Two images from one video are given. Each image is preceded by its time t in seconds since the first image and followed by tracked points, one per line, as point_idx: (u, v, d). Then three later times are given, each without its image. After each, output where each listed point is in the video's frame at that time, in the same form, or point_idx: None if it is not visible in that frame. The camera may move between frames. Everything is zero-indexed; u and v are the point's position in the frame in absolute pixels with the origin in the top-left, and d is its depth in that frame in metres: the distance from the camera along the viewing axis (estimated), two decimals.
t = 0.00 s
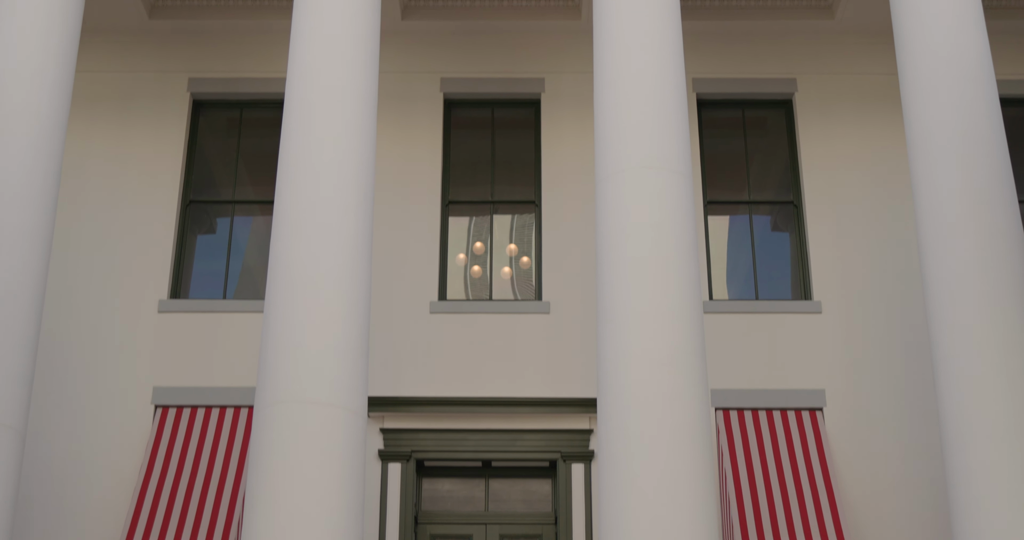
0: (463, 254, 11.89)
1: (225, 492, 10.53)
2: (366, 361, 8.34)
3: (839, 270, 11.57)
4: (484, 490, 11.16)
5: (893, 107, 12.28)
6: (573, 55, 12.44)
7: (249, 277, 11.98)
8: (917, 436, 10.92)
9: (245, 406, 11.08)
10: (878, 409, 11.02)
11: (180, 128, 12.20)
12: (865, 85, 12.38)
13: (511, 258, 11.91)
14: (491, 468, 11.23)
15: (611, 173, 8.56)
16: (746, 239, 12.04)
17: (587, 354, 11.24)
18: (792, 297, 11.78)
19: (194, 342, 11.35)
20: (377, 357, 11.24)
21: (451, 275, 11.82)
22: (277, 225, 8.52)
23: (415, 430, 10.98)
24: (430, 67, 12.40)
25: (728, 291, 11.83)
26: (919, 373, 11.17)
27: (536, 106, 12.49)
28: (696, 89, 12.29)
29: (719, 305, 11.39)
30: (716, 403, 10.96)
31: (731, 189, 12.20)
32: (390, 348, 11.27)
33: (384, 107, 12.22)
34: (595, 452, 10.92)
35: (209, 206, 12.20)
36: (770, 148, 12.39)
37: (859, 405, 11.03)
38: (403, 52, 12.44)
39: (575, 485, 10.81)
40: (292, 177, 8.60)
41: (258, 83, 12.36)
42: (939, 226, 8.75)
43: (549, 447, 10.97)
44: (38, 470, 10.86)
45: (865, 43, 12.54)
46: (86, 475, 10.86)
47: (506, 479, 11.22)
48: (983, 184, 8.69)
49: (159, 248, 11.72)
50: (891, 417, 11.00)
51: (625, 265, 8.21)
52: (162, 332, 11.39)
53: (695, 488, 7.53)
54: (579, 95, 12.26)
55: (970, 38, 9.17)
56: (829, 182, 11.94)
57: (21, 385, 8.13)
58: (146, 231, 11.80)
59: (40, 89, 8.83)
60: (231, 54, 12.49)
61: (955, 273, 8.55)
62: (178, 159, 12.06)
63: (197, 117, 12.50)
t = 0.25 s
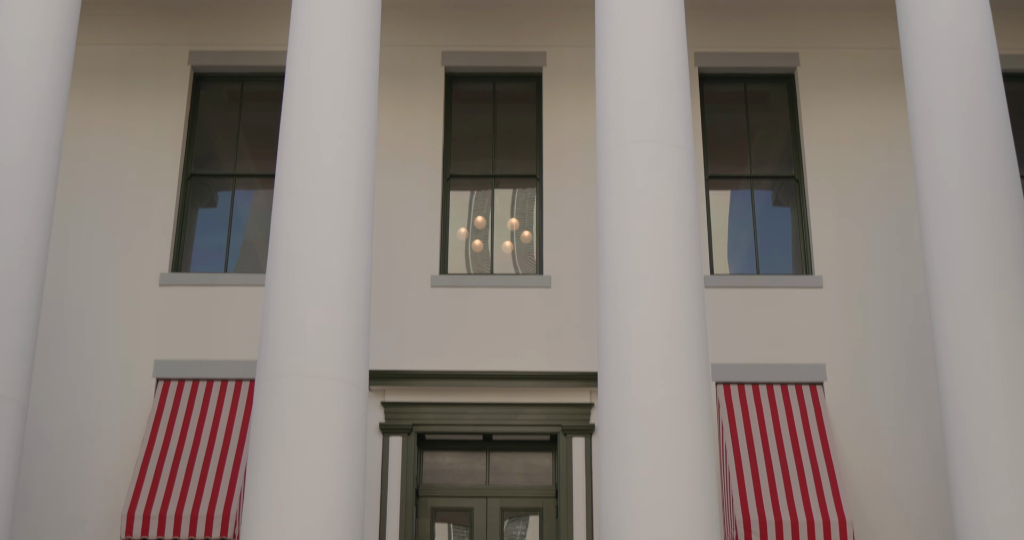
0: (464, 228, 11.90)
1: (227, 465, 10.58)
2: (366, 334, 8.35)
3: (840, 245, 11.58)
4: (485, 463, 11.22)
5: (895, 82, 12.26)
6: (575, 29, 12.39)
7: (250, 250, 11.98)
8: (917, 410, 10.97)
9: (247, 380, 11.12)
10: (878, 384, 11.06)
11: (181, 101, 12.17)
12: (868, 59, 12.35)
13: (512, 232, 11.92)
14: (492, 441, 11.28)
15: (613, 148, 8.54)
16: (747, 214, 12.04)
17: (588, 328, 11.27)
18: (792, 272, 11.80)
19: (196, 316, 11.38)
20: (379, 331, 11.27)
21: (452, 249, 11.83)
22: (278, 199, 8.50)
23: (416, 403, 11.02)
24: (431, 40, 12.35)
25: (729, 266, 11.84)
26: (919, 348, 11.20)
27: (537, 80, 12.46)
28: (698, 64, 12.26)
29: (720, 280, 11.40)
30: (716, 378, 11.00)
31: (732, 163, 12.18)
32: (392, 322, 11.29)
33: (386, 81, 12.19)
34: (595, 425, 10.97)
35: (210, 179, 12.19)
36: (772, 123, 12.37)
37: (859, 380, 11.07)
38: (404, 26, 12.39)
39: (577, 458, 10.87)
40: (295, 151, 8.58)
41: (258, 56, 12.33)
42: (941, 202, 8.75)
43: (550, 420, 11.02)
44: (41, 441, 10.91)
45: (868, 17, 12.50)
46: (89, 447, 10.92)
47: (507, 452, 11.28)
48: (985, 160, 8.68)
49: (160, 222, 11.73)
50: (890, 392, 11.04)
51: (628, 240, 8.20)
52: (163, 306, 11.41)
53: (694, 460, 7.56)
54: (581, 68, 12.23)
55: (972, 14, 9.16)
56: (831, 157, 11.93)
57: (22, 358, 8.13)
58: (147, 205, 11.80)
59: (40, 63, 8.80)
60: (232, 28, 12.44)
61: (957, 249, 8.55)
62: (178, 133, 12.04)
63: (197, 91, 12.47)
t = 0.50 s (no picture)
0: (466, 202, 11.89)
1: (229, 438, 10.63)
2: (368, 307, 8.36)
3: (842, 219, 11.58)
4: (486, 437, 11.27)
5: (898, 56, 12.21)
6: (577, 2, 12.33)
7: (252, 224, 11.98)
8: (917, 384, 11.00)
9: (248, 353, 11.15)
10: (879, 357, 11.09)
11: (182, 75, 12.14)
12: (871, 33, 12.30)
13: (514, 206, 11.91)
14: (493, 415, 11.33)
15: (615, 122, 8.51)
16: (749, 188, 12.03)
17: (590, 302, 11.29)
18: (794, 246, 11.80)
19: (198, 289, 11.40)
20: (380, 305, 11.28)
21: (453, 223, 11.82)
22: (279, 173, 8.49)
23: (417, 376, 11.06)
24: (433, 13, 12.30)
25: (730, 239, 11.83)
26: (920, 322, 11.22)
27: (539, 53, 12.41)
28: (700, 37, 12.21)
29: (721, 254, 11.41)
30: (717, 351, 11.02)
31: (735, 137, 12.16)
32: (393, 295, 11.31)
33: (387, 54, 12.15)
34: (596, 399, 11.01)
35: (211, 152, 12.17)
36: (775, 96, 12.33)
37: (859, 354, 11.10)
38: None
39: (578, 431, 10.92)
40: (296, 124, 8.56)
41: (259, 29, 12.28)
42: (943, 176, 8.74)
43: (551, 394, 11.06)
44: (43, 414, 10.95)
45: None
46: (91, 419, 10.96)
47: (508, 425, 11.33)
48: (987, 133, 8.66)
49: (161, 196, 11.72)
50: (891, 365, 11.06)
51: (630, 213, 8.20)
52: (165, 280, 11.42)
53: (694, 431, 7.58)
54: (583, 42, 12.18)
55: None
56: (833, 131, 11.91)
57: (23, 332, 8.14)
58: (148, 178, 11.79)
59: (40, 36, 8.76)
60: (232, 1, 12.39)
61: (958, 223, 8.54)
62: (179, 106, 12.02)
63: (198, 64, 12.43)
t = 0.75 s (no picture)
0: (468, 176, 11.88)
1: (232, 411, 10.68)
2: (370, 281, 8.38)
3: (844, 193, 11.57)
4: (488, 410, 11.33)
5: (902, 29, 12.17)
6: None
7: (253, 197, 11.97)
8: (918, 358, 11.02)
9: (250, 327, 11.18)
10: (880, 331, 11.11)
11: (183, 49, 12.12)
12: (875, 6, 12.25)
13: (516, 179, 11.90)
14: (495, 388, 11.37)
15: (617, 94, 8.49)
16: (751, 161, 12.01)
17: (591, 275, 11.31)
18: (796, 220, 11.80)
19: (200, 263, 11.41)
20: (382, 279, 11.30)
21: (455, 197, 11.82)
22: (281, 146, 8.48)
23: (419, 350, 11.10)
24: None
25: (732, 214, 11.83)
26: (922, 296, 11.23)
27: (541, 26, 12.36)
28: (703, 10, 12.16)
29: (723, 228, 11.41)
30: (719, 325, 11.05)
31: (737, 110, 12.13)
32: (395, 269, 11.33)
33: (388, 27, 12.11)
34: (598, 372, 11.05)
35: (212, 126, 12.15)
36: (778, 70, 12.28)
37: (861, 328, 11.12)
38: None
39: (579, 405, 10.97)
40: (297, 98, 8.55)
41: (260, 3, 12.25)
42: (946, 150, 8.73)
43: (553, 368, 11.10)
44: (46, 387, 11.00)
45: None
46: (94, 393, 11.01)
47: (510, 399, 11.37)
48: (988, 105, 8.65)
49: (163, 170, 11.72)
50: (892, 339, 11.09)
51: (632, 187, 8.19)
52: (167, 254, 11.44)
53: (695, 404, 7.61)
54: (585, 15, 12.14)
55: None
56: (836, 105, 11.89)
57: (26, 305, 8.16)
58: (150, 152, 11.78)
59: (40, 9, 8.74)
60: None
61: (961, 197, 8.53)
62: (181, 80, 12.00)
63: (199, 37, 12.39)
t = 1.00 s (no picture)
0: (470, 151, 11.87)
1: (234, 386, 10.73)
2: (372, 257, 8.38)
3: (846, 169, 11.56)
4: (490, 386, 11.38)
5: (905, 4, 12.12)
6: None
7: (256, 173, 11.96)
8: (920, 334, 11.04)
9: (253, 302, 11.21)
10: (882, 307, 11.12)
11: (184, 25, 12.11)
12: None
13: (518, 155, 11.88)
14: (497, 364, 11.40)
15: (620, 69, 8.47)
16: (753, 137, 11.99)
17: (594, 251, 11.31)
18: (798, 195, 11.78)
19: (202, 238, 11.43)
20: (385, 254, 11.31)
21: (457, 172, 11.81)
22: (283, 121, 8.47)
23: (422, 325, 11.13)
24: None
25: (734, 190, 11.82)
26: (924, 272, 11.23)
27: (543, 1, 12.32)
28: None
29: (725, 204, 11.41)
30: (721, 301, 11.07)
31: (740, 86, 12.10)
32: (397, 245, 11.33)
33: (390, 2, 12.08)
34: (600, 348, 11.08)
35: (214, 102, 12.13)
36: (781, 45, 12.24)
37: (862, 304, 11.14)
38: None
39: (582, 380, 11.01)
40: (300, 73, 8.53)
41: None
42: (949, 125, 8.71)
43: (555, 343, 11.13)
44: (49, 362, 11.04)
45: None
46: (97, 368, 11.05)
47: (512, 375, 11.41)
48: (990, 79, 8.62)
49: (165, 146, 11.72)
50: (893, 315, 11.10)
51: (634, 162, 8.18)
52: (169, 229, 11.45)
53: (697, 379, 7.63)
54: None
55: None
56: (838, 81, 11.86)
57: (30, 280, 8.19)
58: (152, 128, 11.78)
59: None
60: None
61: (964, 173, 8.52)
62: (182, 56, 12.00)
63: (201, 12, 12.36)
